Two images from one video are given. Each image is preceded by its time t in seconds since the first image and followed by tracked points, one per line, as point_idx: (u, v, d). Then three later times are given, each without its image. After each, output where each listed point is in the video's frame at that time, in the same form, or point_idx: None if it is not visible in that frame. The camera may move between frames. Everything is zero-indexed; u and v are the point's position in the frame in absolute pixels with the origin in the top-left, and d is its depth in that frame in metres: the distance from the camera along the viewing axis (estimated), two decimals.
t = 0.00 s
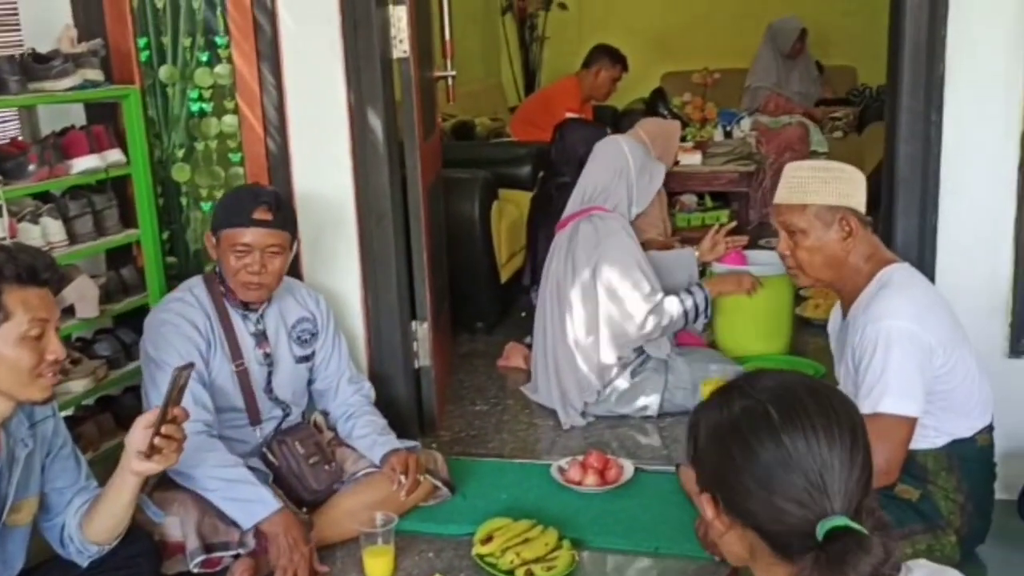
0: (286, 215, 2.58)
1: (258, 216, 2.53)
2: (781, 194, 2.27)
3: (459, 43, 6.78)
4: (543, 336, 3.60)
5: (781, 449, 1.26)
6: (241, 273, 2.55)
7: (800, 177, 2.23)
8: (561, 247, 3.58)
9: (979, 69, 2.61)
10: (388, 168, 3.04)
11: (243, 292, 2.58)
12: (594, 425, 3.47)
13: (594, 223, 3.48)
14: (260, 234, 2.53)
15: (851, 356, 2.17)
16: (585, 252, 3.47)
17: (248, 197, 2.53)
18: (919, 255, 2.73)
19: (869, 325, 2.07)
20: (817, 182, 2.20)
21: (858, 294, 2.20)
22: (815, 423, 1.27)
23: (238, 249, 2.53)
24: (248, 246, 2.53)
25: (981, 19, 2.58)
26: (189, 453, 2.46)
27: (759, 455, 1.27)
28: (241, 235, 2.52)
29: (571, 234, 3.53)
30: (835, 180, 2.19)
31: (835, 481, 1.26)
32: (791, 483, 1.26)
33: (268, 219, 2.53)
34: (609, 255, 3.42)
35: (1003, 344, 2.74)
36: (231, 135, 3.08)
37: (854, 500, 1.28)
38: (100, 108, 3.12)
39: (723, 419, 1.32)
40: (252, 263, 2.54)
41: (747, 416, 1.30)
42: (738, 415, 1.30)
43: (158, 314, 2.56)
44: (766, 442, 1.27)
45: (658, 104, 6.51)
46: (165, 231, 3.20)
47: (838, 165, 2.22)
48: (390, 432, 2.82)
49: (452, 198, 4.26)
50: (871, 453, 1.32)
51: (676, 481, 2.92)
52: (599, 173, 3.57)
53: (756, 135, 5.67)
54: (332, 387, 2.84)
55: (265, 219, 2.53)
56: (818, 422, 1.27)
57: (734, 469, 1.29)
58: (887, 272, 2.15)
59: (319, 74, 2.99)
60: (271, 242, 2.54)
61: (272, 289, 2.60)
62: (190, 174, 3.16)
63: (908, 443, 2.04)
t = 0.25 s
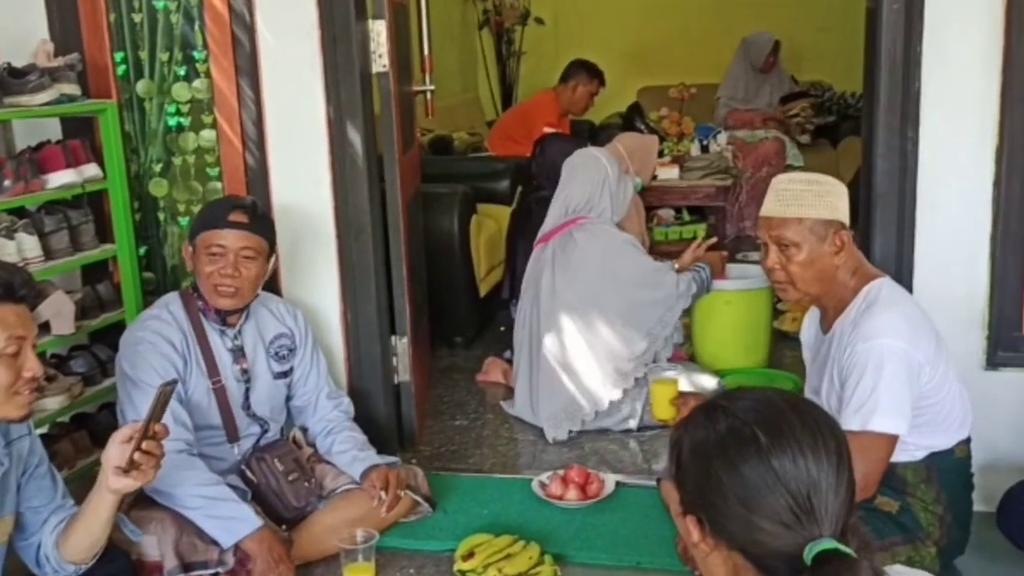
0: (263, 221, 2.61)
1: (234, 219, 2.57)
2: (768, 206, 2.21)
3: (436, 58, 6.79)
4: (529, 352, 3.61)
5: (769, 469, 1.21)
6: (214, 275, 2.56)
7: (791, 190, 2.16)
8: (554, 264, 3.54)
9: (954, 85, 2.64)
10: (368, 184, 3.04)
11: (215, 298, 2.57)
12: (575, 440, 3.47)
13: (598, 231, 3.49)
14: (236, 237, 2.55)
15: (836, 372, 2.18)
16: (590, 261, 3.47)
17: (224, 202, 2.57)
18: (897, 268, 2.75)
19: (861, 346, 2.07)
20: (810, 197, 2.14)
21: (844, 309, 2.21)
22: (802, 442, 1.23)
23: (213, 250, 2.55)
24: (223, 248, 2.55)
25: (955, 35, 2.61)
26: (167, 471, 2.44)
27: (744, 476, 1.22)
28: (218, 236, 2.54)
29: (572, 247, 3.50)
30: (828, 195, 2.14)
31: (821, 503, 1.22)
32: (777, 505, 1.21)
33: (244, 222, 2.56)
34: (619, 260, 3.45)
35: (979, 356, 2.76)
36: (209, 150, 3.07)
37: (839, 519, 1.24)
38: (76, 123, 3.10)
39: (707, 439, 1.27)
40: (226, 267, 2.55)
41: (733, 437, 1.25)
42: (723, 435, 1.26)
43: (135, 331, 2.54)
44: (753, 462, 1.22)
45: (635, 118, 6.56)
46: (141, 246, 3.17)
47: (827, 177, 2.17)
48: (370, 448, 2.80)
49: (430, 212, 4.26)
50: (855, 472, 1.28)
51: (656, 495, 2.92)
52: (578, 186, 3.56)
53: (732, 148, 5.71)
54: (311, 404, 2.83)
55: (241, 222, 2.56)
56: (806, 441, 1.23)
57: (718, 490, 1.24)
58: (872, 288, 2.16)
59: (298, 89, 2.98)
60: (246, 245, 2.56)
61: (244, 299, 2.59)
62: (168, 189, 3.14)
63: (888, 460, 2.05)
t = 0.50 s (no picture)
0: (241, 225, 2.61)
1: (211, 223, 2.57)
2: (763, 219, 2.18)
3: (419, 71, 6.79)
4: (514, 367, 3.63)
5: (755, 486, 1.21)
6: (191, 279, 2.55)
7: (787, 206, 2.13)
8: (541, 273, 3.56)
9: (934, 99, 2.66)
10: (352, 198, 3.04)
11: (193, 302, 2.56)
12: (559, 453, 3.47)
13: (587, 240, 3.53)
14: (214, 240, 2.55)
15: (828, 388, 2.18)
16: (580, 270, 3.51)
17: (202, 209, 2.58)
18: (878, 281, 2.77)
19: (856, 364, 2.07)
20: (806, 212, 2.12)
21: (835, 323, 2.21)
22: (787, 458, 1.23)
23: (190, 255, 2.54)
24: (200, 251, 2.54)
25: (935, 50, 2.64)
26: (148, 487, 2.42)
27: (730, 493, 1.22)
28: (196, 239, 2.54)
29: (561, 256, 3.53)
30: (824, 211, 2.12)
31: (806, 518, 1.22)
32: (764, 521, 1.21)
33: (221, 225, 2.57)
34: (609, 268, 3.51)
35: (961, 368, 2.78)
36: (192, 163, 3.06)
37: (824, 534, 1.24)
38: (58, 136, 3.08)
39: (693, 456, 1.27)
40: (203, 270, 2.54)
41: (718, 454, 1.25)
42: (708, 451, 1.26)
43: (114, 347, 2.52)
44: (739, 478, 1.22)
45: (617, 131, 6.58)
46: (123, 259, 3.15)
47: (822, 190, 2.15)
48: (353, 462, 2.79)
49: (414, 225, 4.25)
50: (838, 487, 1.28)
51: (640, 508, 2.93)
52: (564, 199, 3.60)
53: (714, 162, 5.74)
54: (293, 417, 2.81)
55: (217, 224, 2.56)
56: (791, 457, 1.24)
57: (703, 507, 1.24)
58: (863, 304, 2.16)
59: (281, 102, 2.97)
60: (224, 247, 2.55)
61: (223, 302, 2.58)
62: (150, 203, 3.13)
63: (873, 477, 2.07)
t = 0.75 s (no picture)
0: (226, 235, 2.61)
1: (194, 234, 2.57)
2: (763, 234, 2.12)
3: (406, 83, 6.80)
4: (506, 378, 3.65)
5: (745, 501, 1.21)
6: (176, 292, 2.54)
7: (791, 222, 2.08)
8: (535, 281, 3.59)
9: (919, 113, 2.68)
10: (339, 209, 3.04)
11: (177, 316, 2.56)
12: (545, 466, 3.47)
13: (580, 250, 3.55)
14: (197, 252, 2.54)
15: (825, 408, 2.16)
16: (574, 279, 3.53)
17: (184, 221, 2.57)
18: (865, 294, 2.78)
19: (862, 389, 2.05)
20: (810, 230, 2.07)
21: (830, 343, 2.19)
22: (776, 473, 1.24)
23: (174, 267, 2.54)
24: (183, 263, 2.53)
25: (920, 65, 2.66)
26: (133, 500, 2.41)
27: (720, 507, 1.22)
28: (179, 251, 2.53)
29: (554, 266, 3.55)
30: (827, 229, 2.08)
31: (796, 533, 1.22)
32: (753, 536, 1.21)
33: (203, 237, 2.56)
34: (602, 278, 3.54)
35: (946, 381, 2.80)
36: (179, 175, 3.05)
37: (812, 548, 1.24)
38: (44, 147, 3.06)
39: (682, 470, 1.27)
40: (186, 282, 2.53)
41: (709, 469, 1.25)
42: (698, 466, 1.26)
43: (98, 360, 2.50)
44: (729, 493, 1.23)
45: (604, 143, 6.60)
46: (108, 271, 3.14)
47: (825, 209, 2.10)
48: (340, 474, 2.79)
49: (401, 237, 4.25)
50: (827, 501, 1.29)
51: (627, 522, 2.92)
52: (551, 211, 3.63)
53: (700, 175, 5.77)
54: (279, 430, 2.80)
55: (200, 236, 2.56)
56: (781, 472, 1.24)
57: (693, 521, 1.24)
58: (862, 324, 2.14)
59: (268, 115, 2.97)
60: (207, 259, 2.55)
61: (208, 313, 2.58)
62: (136, 215, 3.12)
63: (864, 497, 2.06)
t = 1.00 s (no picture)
0: (212, 244, 2.58)
1: (181, 243, 2.54)
2: (765, 242, 2.10)
3: (398, 88, 6.81)
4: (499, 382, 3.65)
5: (738, 508, 1.21)
6: (166, 302, 2.53)
7: (794, 232, 2.06)
8: (532, 284, 3.59)
9: (911, 120, 2.69)
10: (332, 214, 3.03)
11: (169, 324, 2.55)
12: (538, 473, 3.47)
13: (578, 253, 3.55)
14: (184, 261, 2.52)
15: (826, 423, 2.15)
16: (571, 282, 3.54)
17: (168, 229, 2.54)
18: (857, 301, 2.79)
19: (869, 404, 2.05)
20: (813, 241, 2.05)
21: (827, 358, 2.18)
22: (771, 479, 1.23)
23: (162, 277, 2.52)
24: (173, 273, 2.52)
25: (912, 72, 2.67)
26: (125, 507, 2.40)
27: (714, 513, 1.22)
28: (167, 262, 2.51)
29: (553, 269, 3.56)
30: (829, 242, 2.06)
31: (790, 540, 1.22)
32: (746, 541, 1.20)
33: (190, 245, 2.53)
34: (600, 281, 3.55)
35: (938, 388, 2.80)
36: (171, 180, 3.04)
37: (805, 556, 1.24)
38: (35, 152, 3.05)
39: (678, 476, 1.27)
40: (176, 293, 2.52)
41: (704, 475, 1.25)
42: (693, 472, 1.26)
43: (90, 366, 2.49)
44: (722, 497, 1.22)
45: (595, 150, 6.62)
46: (100, 277, 3.13)
47: (829, 220, 2.08)
48: (332, 480, 2.77)
49: (393, 243, 4.25)
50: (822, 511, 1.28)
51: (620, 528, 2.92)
52: (543, 218, 3.63)
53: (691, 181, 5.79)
54: (271, 436, 2.79)
55: (187, 245, 2.53)
56: (775, 479, 1.24)
57: (687, 526, 1.24)
58: (864, 339, 2.14)
59: (261, 120, 2.97)
60: (196, 267, 2.53)
61: (201, 320, 2.57)
62: (128, 220, 3.11)
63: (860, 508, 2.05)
